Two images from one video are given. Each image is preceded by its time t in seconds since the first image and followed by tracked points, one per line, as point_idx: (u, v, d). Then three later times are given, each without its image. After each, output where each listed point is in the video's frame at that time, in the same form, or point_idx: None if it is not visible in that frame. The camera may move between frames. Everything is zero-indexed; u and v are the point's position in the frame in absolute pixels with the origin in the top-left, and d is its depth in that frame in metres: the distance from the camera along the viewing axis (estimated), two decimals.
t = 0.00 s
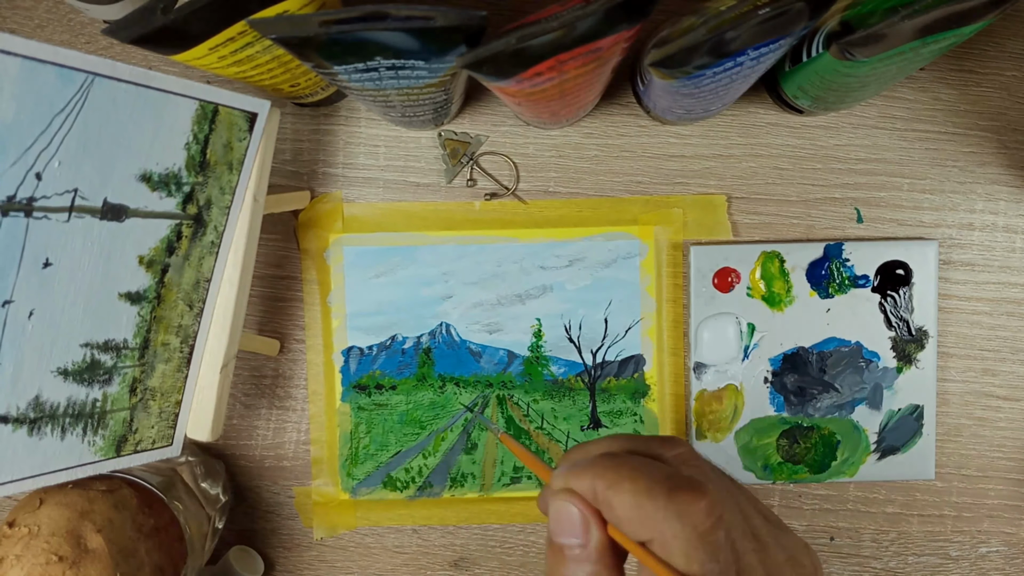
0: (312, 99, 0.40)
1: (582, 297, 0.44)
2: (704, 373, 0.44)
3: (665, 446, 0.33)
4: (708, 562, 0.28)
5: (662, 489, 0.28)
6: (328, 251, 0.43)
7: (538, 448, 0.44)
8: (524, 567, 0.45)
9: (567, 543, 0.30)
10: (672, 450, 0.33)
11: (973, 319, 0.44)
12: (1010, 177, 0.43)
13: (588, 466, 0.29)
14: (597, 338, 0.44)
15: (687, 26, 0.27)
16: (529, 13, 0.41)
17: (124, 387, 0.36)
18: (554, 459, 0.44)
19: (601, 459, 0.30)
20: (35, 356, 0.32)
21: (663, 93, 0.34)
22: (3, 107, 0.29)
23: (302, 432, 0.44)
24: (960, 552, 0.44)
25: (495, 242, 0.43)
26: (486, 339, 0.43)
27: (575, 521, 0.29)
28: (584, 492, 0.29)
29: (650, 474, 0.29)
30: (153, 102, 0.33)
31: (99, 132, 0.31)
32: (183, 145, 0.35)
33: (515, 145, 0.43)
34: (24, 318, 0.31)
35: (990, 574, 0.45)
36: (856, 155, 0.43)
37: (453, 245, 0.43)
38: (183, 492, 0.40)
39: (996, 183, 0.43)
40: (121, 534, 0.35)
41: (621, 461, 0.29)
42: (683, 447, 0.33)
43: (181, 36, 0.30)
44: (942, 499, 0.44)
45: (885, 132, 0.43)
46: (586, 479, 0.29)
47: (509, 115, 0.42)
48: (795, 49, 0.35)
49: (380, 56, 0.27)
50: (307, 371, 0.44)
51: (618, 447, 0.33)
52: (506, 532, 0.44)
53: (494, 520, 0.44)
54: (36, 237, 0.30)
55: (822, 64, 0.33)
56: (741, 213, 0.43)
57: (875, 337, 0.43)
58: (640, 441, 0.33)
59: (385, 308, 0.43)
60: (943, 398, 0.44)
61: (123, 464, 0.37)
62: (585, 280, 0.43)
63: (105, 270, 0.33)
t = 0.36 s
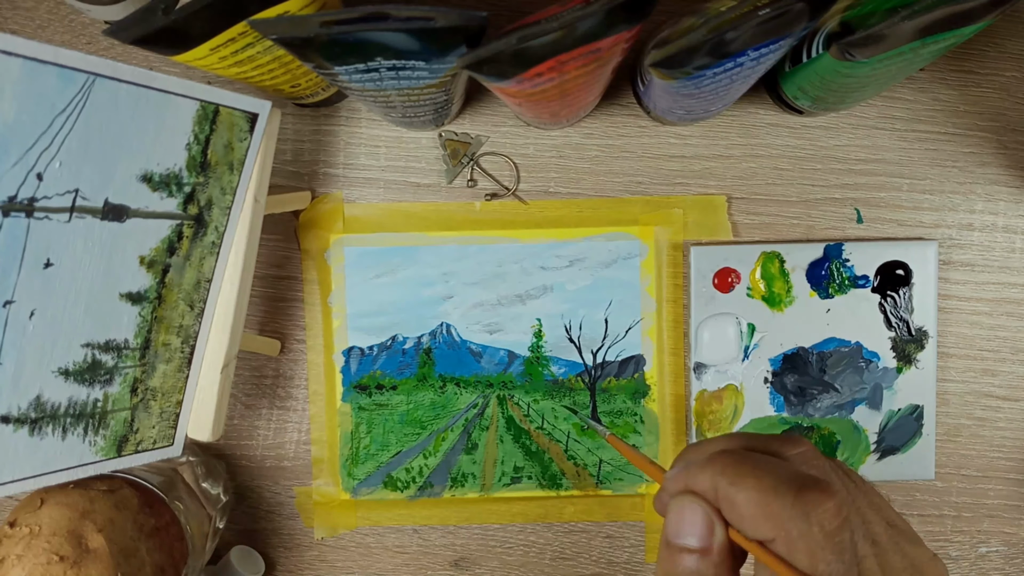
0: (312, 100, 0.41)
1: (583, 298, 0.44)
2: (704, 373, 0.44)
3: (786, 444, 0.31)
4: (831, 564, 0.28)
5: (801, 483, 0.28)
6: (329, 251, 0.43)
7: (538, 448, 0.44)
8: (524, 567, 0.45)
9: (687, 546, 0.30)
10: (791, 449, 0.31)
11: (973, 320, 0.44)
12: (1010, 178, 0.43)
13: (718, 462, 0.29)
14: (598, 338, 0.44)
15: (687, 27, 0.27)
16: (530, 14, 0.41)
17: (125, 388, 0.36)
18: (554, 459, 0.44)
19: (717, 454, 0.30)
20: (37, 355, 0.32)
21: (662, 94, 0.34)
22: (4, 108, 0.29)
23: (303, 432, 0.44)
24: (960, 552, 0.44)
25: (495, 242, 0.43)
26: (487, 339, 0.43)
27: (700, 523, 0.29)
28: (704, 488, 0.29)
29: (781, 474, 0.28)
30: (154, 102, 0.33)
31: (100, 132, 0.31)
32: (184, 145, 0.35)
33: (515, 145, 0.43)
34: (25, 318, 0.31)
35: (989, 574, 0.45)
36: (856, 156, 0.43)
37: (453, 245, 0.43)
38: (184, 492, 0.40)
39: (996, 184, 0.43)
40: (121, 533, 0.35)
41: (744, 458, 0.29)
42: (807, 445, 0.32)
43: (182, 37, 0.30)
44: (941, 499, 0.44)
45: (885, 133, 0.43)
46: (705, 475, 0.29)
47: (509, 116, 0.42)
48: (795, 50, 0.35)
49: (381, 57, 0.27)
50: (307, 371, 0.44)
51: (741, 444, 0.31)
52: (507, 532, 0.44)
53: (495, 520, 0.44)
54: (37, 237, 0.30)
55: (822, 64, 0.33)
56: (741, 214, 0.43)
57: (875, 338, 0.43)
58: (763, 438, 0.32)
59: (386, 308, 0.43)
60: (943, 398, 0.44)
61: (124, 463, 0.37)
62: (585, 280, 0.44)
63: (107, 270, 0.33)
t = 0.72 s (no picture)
0: (313, 100, 0.41)
1: (583, 298, 0.44)
2: (704, 373, 0.44)
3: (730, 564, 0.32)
4: None
5: None
6: (329, 252, 0.43)
7: (538, 448, 0.44)
8: (524, 567, 0.45)
9: None
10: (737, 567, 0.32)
11: (972, 320, 0.44)
12: (1009, 178, 0.43)
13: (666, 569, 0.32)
14: (598, 338, 0.44)
15: (687, 28, 0.27)
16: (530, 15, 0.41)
17: (126, 388, 0.36)
18: (555, 459, 0.44)
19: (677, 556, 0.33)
20: (38, 356, 0.32)
21: (662, 94, 0.34)
22: (6, 108, 0.29)
23: (303, 432, 0.44)
24: (960, 551, 0.45)
25: (496, 243, 0.43)
26: (487, 340, 0.44)
27: None
28: None
29: None
30: (155, 102, 0.33)
31: (101, 133, 0.31)
32: (185, 146, 0.35)
33: (516, 146, 0.43)
34: (26, 319, 0.31)
35: (989, 573, 0.45)
36: (856, 156, 0.43)
37: (454, 245, 0.43)
38: (184, 492, 0.40)
39: (995, 184, 0.43)
40: (122, 534, 0.35)
41: None
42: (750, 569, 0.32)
43: (183, 37, 0.30)
44: (941, 499, 0.44)
45: (885, 133, 0.43)
46: None
47: (510, 116, 0.42)
48: (795, 51, 0.35)
49: (381, 57, 0.27)
50: (308, 371, 0.44)
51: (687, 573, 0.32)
52: (507, 532, 0.44)
53: (495, 520, 0.44)
54: (38, 238, 0.30)
55: (822, 65, 0.34)
56: (741, 214, 0.43)
57: (875, 338, 0.43)
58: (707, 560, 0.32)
59: (387, 308, 0.43)
60: (943, 398, 0.44)
61: (124, 464, 0.37)
62: (586, 280, 0.44)
63: (108, 272, 0.33)
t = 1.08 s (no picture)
0: (314, 101, 0.41)
1: (583, 298, 0.44)
2: (704, 373, 0.44)
3: None
4: None
5: None
6: (330, 252, 0.43)
7: (538, 448, 0.44)
8: (525, 567, 0.45)
9: None
10: None
11: (972, 320, 0.44)
12: (1009, 179, 0.43)
13: None
14: (598, 338, 0.44)
15: (687, 29, 0.27)
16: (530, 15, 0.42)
17: (127, 388, 0.36)
18: (555, 459, 0.44)
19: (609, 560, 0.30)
20: (39, 356, 0.32)
21: (663, 95, 0.34)
22: (6, 109, 0.29)
23: (304, 432, 0.44)
24: (960, 551, 0.45)
25: (496, 243, 0.43)
26: (488, 340, 0.44)
27: None
28: None
29: None
30: (155, 103, 0.33)
31: (101, 133, 0.31)
32: (185, 146, 0.35)
33: (516, 146, 0.43)
34: (27, 319, 0.31)
35: (989, 573, 0.45)
36: (856, 157, 0.43)
37: (454, 245, 0.43)
38: (185, 492, 0.40)
39: (995, 185, 0.43)
40: (122, 534, 0.35)
41: None
42: None
43: (183, 38, 0.30)
44: (940, 499, 0.44)
45: (885, 134, 0.43)
46: None
47: (510, 117, 0.42)
48: (795, 51, 0.35)
49: (382, 58, 0.27)
50: (309, 371, 0.44)
51: None
52: (507, 532, 0.44)
53: (495, 520, 0.44)
54: (39, 238, 0.30)
55: (822, 65, 0.34)
56: (742, 214, 0.43)
57: (875, 338, 0.43)
58: None
59: (387, 308, 0.43)
60: (943, 398, 0.44)
61: (124, 464, 0.37)
62: (586, 281, 0.44)
63: (109, 272, 0.33)
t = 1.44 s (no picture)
0: (315, 101, 0.41)
1: (583, 298, 0.44)
2: (704, 373, 0.44)
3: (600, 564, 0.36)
4: None
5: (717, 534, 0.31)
6: (331, 252, 0.43)
7: (539, 448, 0.44)
8: (525, 567, 0.45)
9: None
10: None
11: (972, 320, 0.44)
12: (1008, 179, 0.43)
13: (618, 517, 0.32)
14: (598, 339, 0.44)
15: (687, 29, 0.27)
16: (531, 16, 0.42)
17: (127, 388, 0.36)
18: (555, 459, 0.44)
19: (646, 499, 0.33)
20: (40, 355, 0.32)
21: (663, 95, 0.34)
22: (7, 109, 0.29)
23: (305, 432, 0.44)
24: (959, 551, 0.45)
25: (496, 243, 0.43)
26: (488, 340, 0.44)
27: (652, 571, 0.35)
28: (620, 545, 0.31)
29: None
30: (156, 103, 0.33)
31: (102, 134, 0.31)
32: (186, 146, 0.35)
33: (517, 147, 0.43)
34: (29, 318, 0.31)
35: (989, 573, 0.45)
36: (856, 157, 0.43)
37: (455, 245, 0.43)
38: (186, 491, 0.41)
39: (995, 185, 0.43)
40: (124, 534, 0.35)
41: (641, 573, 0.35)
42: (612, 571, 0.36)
43: (184, 38, 0.30)
44: (940, 498, 0.45)
45: (885, 134, 0.43)
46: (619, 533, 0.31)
47: (510, 117, 0.42)
48: (795, 52, 0.36)
49: (382, 58, 0.27)
50: (310, 371, 0.44)
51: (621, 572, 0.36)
52: (508, 532, 0.45)
53: (496, 520, 0.44)
54: (40, 239, 0.30)
55: (821, 66, 0.34)
56: (742, 215, 0.43)
57: (875, 338, 0.43)
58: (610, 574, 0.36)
59: (388, 308, 0.44)
60: (943, 398, 0.44)
61: (126, 464, 0.37)
62: (586, 281, 0.44)
63: (110, 272, 0.33)
